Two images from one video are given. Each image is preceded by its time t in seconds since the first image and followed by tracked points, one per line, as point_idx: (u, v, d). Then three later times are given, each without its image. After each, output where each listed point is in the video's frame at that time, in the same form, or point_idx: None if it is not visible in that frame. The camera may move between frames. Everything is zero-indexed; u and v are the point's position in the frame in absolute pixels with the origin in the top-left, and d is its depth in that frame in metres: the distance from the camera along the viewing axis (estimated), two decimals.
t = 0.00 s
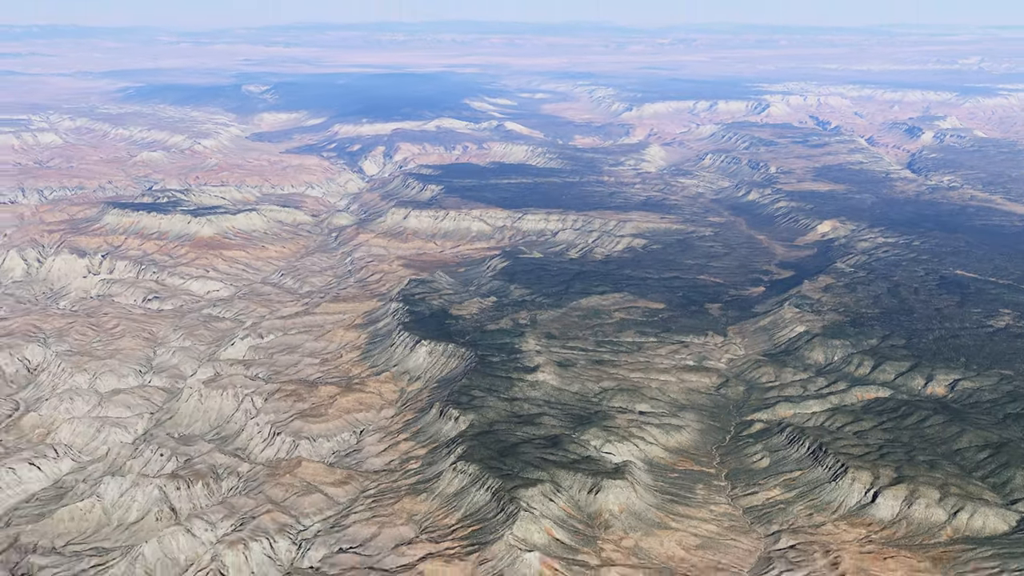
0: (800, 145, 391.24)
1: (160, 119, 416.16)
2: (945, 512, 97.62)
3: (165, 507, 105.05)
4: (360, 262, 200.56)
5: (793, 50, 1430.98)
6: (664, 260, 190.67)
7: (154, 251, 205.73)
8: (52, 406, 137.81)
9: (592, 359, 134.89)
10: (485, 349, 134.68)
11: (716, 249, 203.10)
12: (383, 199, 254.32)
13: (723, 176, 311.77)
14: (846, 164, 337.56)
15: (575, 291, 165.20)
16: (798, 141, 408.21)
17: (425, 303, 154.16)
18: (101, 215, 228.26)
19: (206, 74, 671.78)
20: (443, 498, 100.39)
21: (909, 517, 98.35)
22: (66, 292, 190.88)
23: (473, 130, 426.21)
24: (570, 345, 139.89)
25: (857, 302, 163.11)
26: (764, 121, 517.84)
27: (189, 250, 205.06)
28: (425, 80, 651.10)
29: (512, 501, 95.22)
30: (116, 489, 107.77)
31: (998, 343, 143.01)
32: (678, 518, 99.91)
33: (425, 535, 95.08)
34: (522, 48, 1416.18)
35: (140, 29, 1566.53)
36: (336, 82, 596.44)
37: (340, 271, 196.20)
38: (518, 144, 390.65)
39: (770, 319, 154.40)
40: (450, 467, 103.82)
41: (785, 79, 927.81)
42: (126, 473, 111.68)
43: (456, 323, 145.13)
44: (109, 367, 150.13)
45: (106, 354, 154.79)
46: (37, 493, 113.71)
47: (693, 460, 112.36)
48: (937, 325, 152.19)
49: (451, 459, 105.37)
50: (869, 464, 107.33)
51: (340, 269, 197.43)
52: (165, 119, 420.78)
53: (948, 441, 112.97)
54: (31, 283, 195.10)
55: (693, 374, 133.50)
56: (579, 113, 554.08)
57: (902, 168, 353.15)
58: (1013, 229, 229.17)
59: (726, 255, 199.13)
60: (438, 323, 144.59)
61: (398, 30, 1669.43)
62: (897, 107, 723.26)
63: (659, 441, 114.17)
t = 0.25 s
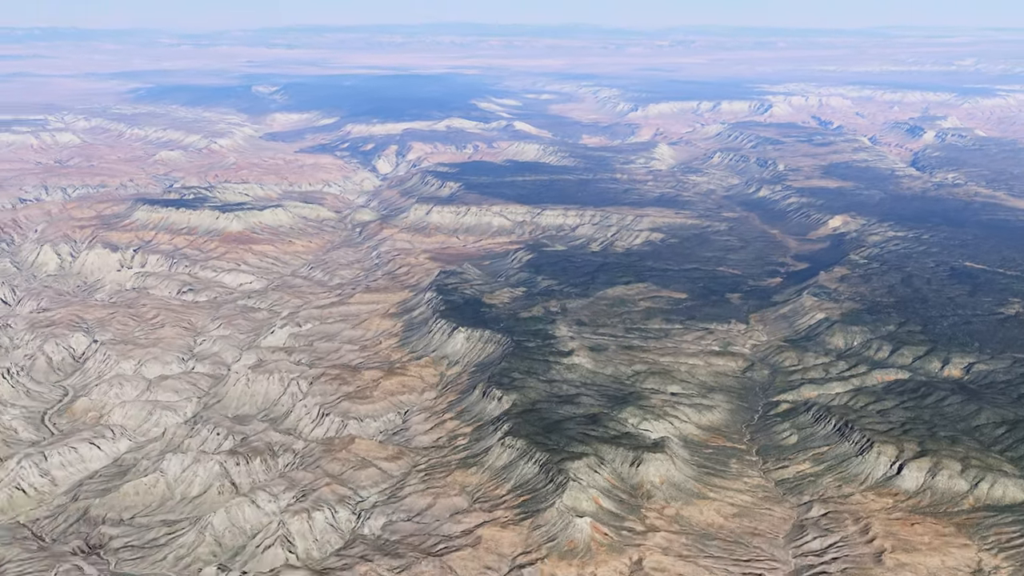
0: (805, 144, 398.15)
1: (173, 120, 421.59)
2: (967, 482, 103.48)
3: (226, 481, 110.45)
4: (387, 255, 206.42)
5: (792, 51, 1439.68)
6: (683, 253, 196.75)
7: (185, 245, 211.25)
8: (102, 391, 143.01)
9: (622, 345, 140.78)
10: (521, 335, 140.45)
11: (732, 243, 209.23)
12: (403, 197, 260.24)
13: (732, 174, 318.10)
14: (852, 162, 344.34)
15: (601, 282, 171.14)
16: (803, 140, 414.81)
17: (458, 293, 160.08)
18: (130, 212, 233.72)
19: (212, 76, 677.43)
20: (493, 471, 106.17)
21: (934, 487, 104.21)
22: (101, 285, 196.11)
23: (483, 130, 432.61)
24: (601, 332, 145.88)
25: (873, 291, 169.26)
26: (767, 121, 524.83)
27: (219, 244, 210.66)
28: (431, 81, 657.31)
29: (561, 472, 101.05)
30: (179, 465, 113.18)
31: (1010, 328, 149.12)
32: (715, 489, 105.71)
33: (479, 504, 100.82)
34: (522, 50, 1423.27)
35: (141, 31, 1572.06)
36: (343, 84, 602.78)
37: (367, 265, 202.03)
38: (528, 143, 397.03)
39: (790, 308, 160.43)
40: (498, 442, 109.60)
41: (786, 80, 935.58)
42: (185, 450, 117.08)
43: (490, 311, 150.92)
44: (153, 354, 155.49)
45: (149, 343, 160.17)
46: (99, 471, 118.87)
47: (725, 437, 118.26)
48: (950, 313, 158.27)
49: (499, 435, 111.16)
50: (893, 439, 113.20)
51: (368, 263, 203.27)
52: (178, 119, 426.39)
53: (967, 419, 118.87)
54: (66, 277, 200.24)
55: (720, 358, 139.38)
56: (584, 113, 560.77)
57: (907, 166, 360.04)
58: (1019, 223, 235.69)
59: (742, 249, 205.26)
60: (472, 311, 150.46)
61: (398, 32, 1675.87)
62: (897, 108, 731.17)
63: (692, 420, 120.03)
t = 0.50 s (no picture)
0: (810, 143, 404.86)
1: (186, 120, 426.80)
2: (988, 456, 109.14)
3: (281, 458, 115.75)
4: (412, 249, 212.22)
5: (790, 53, 1449.15)
6: (700, 247, 202.66)
7: (213, 240, 216.65)
8: (148, 377, 148.12)
9: (650, 332, 146.46)
10: (553, 323, 146.11)
11: (747, 237, 215.21)
12: (422, 194, 266.22)
13: (740, 172, 324.64)
14: (857, 160, 350.98)
15: (625, 274, 176.98)
16: (807, 139, 421.57)
17: (488, 284, 165.87)
18: (157, 209, 239.15)
19: (218, 77, 683.20)
20: (537, 447, 111.81)
21: (955, 461, 109.93)
22: (133, 279, 201.11)
23: (492, 131, 439.10)
24: (629, 320, 151.72)
25: (887, 281, 175.25)
26: (771, 121, 531.65)
27: (247, 239, 216.13)
28: (436, 83, 662.90)
29: (604, 446, 106.72)
30: (234, 444, 118.50)
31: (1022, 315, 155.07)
32: (748, 464, 111.39)
33: (526, 477, 106.40)
34: (522, 52, 1430.27)
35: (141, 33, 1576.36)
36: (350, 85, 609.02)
37: (393, 258, 207.76)
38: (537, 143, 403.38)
39: (809, 297, 166.31)
40: (541, 421, 115.21)
41: (786, 81, 944.06)
42: (239, 430, 122.39)
43: (521, 301, 156.51)
44: (194, 343, 160.61)
45: (188, 332, 165.35)
46: (155, 450, 124.08)
47: (754, 416, 124.00)
48: (963, 301, 164.22)
49: (541, 414, 116.78)
50: (915, 418, 118.92)
51: (393, 256, 209.00)
52: (191, 119, 432.12)
53: (984, 398, 124.61)
54: (99, 271, 205.38)
55: (744, 345, 145.11)
56: (588, 114, 567.53)
57: (911, 164, 366.75)
58: None
59: (758, 242, 211.26)
60: (503, 300, 156.19)
61: (398, 35, 1682.59)
62: (897, 108, 739.31)
63: (722, 400, 125.75)
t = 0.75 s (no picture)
0: (814, 142, 411.63)
1: (198, 121, 432.21)
2: (1006, 432, 114.77)
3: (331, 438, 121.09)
4: (435, 244, 217.84)
5: (788, 55, 1458.31)
6: (716, 241, 208.71)
7: (241, 235, 222.09)
8: (191, 365, 153.14)
9: (675, 321, 152.25)
10: (582, 312, 151.73)
11: (761, 232, 221.34)
12: (439, 192, 272.01)
13: (748, 171, 331.06)
14: (862, 159, 357.77)
15: (646, 267, 182.84)
16: (811, 139, 428.32)
17: (516, 275, 171.50)
18: (181, 206, 244.31)
19: (223, 79, 688.20)
20: (577, 425, 117.37)
21: (975, 438, 115.63)
22: (164, 273, 205.92)
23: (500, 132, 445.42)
24: (654, 310, 157.51)
25: (900, 272, 181.30)
26: (773, 121, 538.76)
27: (273, 235, 221.66)
28: (441, 84, 669.92)
29: (642, 423, 112.38)
30: (284, 425, 123.81)
31: None
32: (778, 441, 117.10)
33: (568, 453, 111.98)
34: (521, 54, 1436.63)
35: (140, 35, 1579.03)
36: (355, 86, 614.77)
37: (417, 253, 213.39)
38: (546, 143, 409.73)
39: (825, 288, 172.32)
40: (579, 401, 120.89)
41: (785, 82, 952.32)
42: (287, 412, 127.71)
43: (549, 291, 162.21)
44: (231, 333, 165.55)
45: (225, 322, 170.31)
46: (206, 432, 129.25)
47: (780, 397, 129.74)
48: (975, 291, 170.25)
49: (579, 396, 122.43)
50: (935, 398, 124.72)
51: (417, 251, 214.65)
52: (203, 120, 437.30)
53: (1000, 380, 130.36)
54: (129, 265, 210.29)
55: (766, 332, 150.96)
56: (593, 115, 573.92)
57: (914, 162, 373.71)
58: None
59: (771, 237, 217.34)
60: (532, 290, 161.82)
61: (397, 36, 1688.33)
62: (896, 109, 747.69)
63: (749, 382, 131.45)
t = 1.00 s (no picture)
0: (818, 141, 418.47)
1: (209, 121, 437.72)
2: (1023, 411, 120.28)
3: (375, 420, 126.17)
4: (456, 239, 223.33)
5: (786, 56, 1467.58)
6: (731, 236, 214.80)
7: (266, 231, 227.40)
8: (230, 354, 158.08)
9: (699, 311, 157.99)
10: (609, 301, 157.32)
11: (773, 227, 227.40)
12: (455, 189, 277.74)
13: (755, 169, 337.79)
14: (865, 157, 364.43)
15: (666, 259, 188.59)
16: (813, 138, 435.17)
17: (541, 267, 176.97)
18: (205, 203, 249.41)
19: (227, 81, 693.48)
20: (613, 407, 122.70)
21: (993, 417, 121.16)
22: (192, 267, 210.48)
23: (507, 133, 451.73)
24: (677, 300, 163.08)
25: (912, 264, 187.24)
26: (775, 121, 546.26)
27: (298, 230, 227.06)
28: (445, 87, 677.92)
29: (676, 404, 117.81)
30: (330, 408, 128.94)
31: None
32: (805, 421, 122.66)
33: (606, 432, 117.33)
34: (520, 55, 1444.11)
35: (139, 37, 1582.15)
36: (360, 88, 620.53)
37: (439, 248, 218.83)
38: (553, 143, 416.42)
39: (841, 280, 178.23)
40: (614, 384, 126.40)
41: (784, 83, 960.36)
42: (331, 396, 132.81)
43: (575, 282, 167.83)
44: (266, 324, 170.19)
45: (259, 314, 175.06)
46: (252, 416, 134.22)
47: (804, 381, 135.24)
48: (985, 281, 176.12)
49: (613, 379, 127.96)
50: (953, 380, 130.32)
51: (439, 246, 220.13)
52: (214, 120, 442.43)
53: (1014, 364, 135.95)
54: (158, 260, 215.05)
55: (786, 321, 156.69)
56: (596, 116, 580.43)
57: (916, 160, 380.70)
58: None
59: (784, 232, 223.39)
60: (559, 281, 167.29)
61: (395, 38, 1693.91)
62: (894, 109, 755.86)
63: (774, 367, 136.96)
